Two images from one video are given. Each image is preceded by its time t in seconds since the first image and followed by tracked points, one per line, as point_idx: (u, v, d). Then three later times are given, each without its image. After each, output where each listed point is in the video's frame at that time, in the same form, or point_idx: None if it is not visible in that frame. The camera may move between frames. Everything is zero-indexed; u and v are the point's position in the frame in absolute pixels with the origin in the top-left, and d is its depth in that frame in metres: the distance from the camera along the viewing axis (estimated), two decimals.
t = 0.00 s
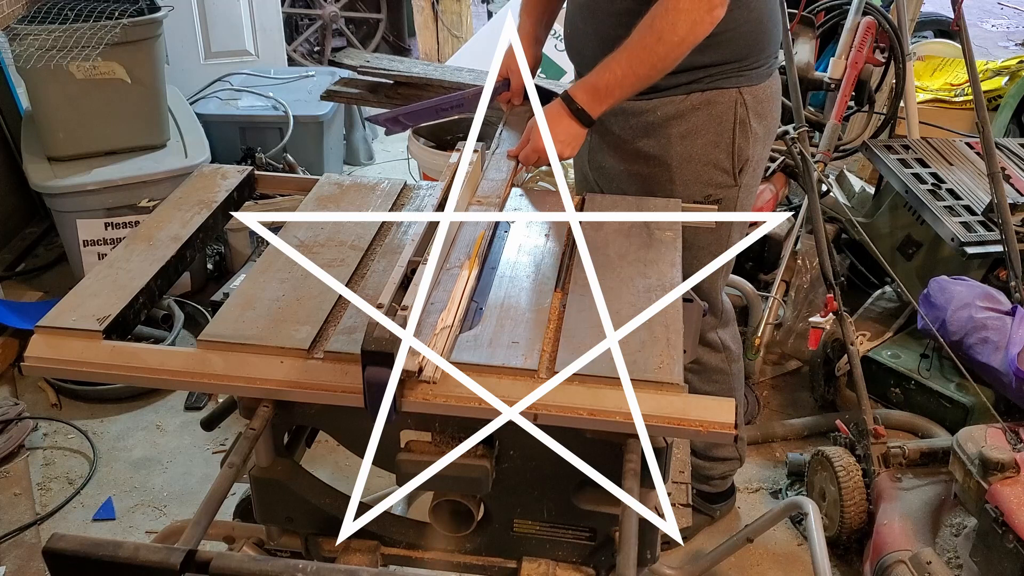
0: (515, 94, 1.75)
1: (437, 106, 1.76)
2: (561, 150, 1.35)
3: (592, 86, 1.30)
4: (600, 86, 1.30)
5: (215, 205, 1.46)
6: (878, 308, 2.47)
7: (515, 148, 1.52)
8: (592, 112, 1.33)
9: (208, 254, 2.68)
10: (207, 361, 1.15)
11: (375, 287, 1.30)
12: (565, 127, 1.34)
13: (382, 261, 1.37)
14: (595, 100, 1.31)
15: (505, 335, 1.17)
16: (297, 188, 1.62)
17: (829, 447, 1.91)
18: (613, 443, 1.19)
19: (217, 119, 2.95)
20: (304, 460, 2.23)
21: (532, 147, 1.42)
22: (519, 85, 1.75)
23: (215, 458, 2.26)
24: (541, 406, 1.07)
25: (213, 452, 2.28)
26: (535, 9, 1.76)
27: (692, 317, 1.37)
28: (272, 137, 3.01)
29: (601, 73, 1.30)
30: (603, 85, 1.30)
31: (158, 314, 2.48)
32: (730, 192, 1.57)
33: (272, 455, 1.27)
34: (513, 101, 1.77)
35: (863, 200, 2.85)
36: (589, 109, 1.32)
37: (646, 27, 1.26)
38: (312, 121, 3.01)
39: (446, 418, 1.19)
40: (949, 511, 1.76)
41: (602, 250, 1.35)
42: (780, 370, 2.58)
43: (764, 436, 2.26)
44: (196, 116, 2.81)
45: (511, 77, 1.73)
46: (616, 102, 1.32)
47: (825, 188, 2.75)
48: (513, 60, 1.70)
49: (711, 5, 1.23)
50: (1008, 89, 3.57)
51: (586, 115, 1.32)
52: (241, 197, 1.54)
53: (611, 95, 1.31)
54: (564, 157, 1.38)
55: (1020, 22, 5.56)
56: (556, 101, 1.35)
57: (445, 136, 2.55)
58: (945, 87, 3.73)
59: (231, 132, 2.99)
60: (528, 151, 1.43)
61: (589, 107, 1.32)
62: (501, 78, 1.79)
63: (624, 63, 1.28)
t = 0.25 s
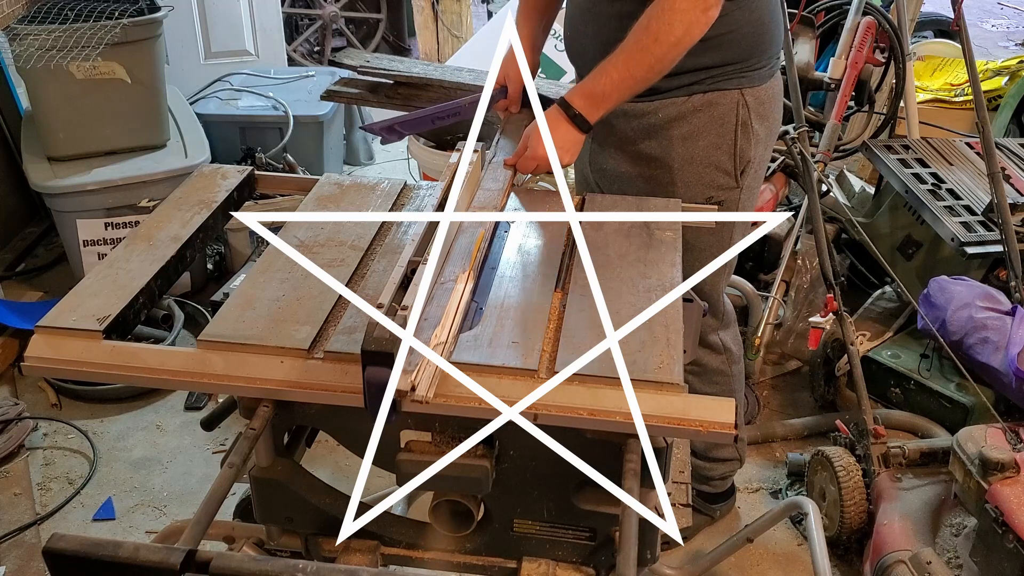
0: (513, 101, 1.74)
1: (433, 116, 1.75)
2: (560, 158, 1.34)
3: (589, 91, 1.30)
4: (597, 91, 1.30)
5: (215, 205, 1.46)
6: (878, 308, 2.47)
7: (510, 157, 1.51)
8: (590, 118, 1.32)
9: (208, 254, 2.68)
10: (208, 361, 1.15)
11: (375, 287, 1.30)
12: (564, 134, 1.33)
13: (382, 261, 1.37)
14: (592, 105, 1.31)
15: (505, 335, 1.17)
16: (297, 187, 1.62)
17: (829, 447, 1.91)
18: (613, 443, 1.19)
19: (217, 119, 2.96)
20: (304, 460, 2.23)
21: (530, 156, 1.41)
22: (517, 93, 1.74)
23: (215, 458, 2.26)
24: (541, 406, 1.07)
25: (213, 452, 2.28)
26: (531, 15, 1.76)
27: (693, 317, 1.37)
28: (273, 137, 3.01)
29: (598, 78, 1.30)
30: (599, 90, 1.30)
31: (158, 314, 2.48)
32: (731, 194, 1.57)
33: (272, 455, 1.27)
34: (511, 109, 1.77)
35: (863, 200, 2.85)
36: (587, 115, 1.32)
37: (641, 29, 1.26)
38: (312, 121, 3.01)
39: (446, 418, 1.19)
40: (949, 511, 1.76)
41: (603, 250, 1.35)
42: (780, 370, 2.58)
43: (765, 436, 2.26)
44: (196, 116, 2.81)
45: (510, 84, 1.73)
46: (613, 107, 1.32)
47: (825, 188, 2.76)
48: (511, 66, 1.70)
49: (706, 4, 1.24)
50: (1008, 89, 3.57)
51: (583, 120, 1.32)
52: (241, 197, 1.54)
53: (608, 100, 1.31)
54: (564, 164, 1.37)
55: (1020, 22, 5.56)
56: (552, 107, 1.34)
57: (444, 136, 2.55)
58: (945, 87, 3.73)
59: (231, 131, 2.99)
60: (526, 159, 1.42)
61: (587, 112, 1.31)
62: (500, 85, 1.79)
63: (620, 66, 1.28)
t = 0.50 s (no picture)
0: (511, 107, 1.75)
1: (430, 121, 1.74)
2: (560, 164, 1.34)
3: (587, 94, 1.30)
4: (594, 94, 1.30)
5: (215, 205, 1.46)
6: (879, 308, 2.48)
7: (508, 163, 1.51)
8: (589, 122, 1.32)
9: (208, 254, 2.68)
10: (208, 360, 1.15)
11: (375, 287, 1.30)
12: (564, 140, 1.32)
13: (382, 261, 1.37)
14: (590, 109, 1.30)
15: (504, 335, 1.17)
16: (297, 187, 1.62)
17: (829, 447, 1.91)
18: (613, 442, 1.19)
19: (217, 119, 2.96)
20: (304, 460, 2.22)
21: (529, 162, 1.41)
22: (515, 98, 1.75)
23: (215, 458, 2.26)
24: (541, 406, 1.07)
25: (213, 452, 2.28)
26: (528, 20, 1.76)
27: (693, 317, 1.37)
28: (273, 137, 3.01)
29: (595, 81, 1.30)
30: (597, 92, 1.30)
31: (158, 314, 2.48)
32: (731, 194, 1.57)
33: (272, 455, 1.27)
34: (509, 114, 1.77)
35: (863, 200, 2.85)
36: (586, 119, 1.31)
37: (636, 30, 1.27)
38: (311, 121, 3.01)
39: (446, 418, 1.19)
40: (949, 511, 1.76)
41: (602, 250, 1.35)
42: (780, 370, 2.58)
43: (765, 436, 2.26)
44: (196, 116, 2.81)
45: (506, 90, 1.74)
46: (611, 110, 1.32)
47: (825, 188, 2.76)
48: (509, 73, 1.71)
49: (700, 3, 1.24)
50: (1008, 89, 3.57)
51: (581, 125, 1.31)
52: (241, 198, 1.54)
53: (606, 102, 1.31)
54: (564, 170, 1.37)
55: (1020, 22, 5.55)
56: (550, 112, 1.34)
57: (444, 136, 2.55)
58: (945, 87, 3.73)
59: (231, 131, 2.99)
60: (524, 165, 1.42)
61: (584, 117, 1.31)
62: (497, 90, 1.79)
63: (616, 69, 1.28)
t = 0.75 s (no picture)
0: (510, 111, 1.75)
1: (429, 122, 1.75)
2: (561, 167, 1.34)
3: (586, 97, 1.30)
4: (593, 96, 1.30)
5: (215, 205, 1.46)
6: (879, 308, 2.48)
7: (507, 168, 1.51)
8: (588, 125, 1.32)
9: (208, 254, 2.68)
10: (208, 360, 1.15)
11: (375, 287, 1.30)
12: (563, 143, 1.32)
13: (382, 261, 1.37)
14: (589, 112, 1.30)
15: (505, 335, 1.17)
16: (297, 187, 1.62)
17: (829, 447, 1.91)
18: (613, 442, 1.19)
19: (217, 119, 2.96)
20: (303, 460, 2.22)
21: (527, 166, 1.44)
22: (515, 102, 1.75)
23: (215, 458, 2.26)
24: (541, 406, 1.07)
25: (213, 452, 2.28)
26: (528, 23, 1.76)
27: (692, 316, 1.37)
28: (273, 137, 3.01)
29: (594, 83, 1.30)
30: (596, 95, 1.30)
31: (158, 314, 2.48)
32: (731, 195, 1.57)
33: (272, 455, 1.27)
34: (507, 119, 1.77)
35: (863, 200, 2.85)
36: (585, 122, 1.31)
37: (636, 30, 1.27)
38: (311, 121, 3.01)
39: (446, 418, 1.19)
40: (949, 511, 1.76)
41: (602, 250, 1.35)
42: (780, 370, 2.58)
43: (765, 436, 2.26)
44: (196, 116, 2.81)
45: (506, 93, 1.74)
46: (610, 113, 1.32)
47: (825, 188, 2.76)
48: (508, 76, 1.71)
49: (698, 3, 1.24)
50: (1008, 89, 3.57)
51: (581, 128, 1.31)
52: (241, 198, 1.54)
53: (604, 105, 1.30)
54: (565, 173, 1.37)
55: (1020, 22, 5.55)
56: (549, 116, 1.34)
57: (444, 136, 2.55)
58: (945, 87, 3.73)
59: (231, 131, 2.99)
60: (523, 169, 1.44)
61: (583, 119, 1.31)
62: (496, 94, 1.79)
63: (616, 71, 1.28)
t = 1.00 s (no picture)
0: (511, 111, 1.73)
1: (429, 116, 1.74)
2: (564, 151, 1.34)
3: (592, 86, 1.30)
4: (599, 86, 1.30)
5: (215, 205, 1.46)
6: (879, 308, 2.48)
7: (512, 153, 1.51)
8: (594, 114, 1.32)
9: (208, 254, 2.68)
10: (208, 360, 1.15)
11: (375, 287, 1.30)
12: (568, 130, 1.32)
13: (382, 260, 1.37)
14: (594, 102, 1.31)
15: (505, 334, 1.17)
16: (297, 187, 1.62)
17: (829, 447, 1.91)
18: (613, 442, 1.19)
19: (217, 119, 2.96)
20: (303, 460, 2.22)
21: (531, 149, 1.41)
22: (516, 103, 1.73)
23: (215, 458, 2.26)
24: (541, 405, 1.08)
25: (213, 452, 2.28)
26: (530, 24, 1.76)
27: (693, 316, 1.37)
28: (273, 137, 3.01)
29: (601, 74, 1.30)
30: (603, 85, 1.30)
31: (158, 314, 2.48)
32: (730, 194, 1.57)
33: (272, 454, 1.27)
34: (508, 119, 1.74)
35: (863, 200, 2.85)
36: (591, 111, 1.31)
37: (647, 28, 1.27)
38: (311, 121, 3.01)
39: (446, 417, 1.19)
40: (949, 510, 1.76)
41: (602, 250, 1.35)
42: (780, 370, 2.58)
43: (765, 436, 2.26)
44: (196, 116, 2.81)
45: (507, 94, 1.73)
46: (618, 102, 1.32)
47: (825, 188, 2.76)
48: (510, 78, 1.71)
49: (715, 7, 1.24)
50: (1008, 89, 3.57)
51: (587, 116, 1.32)
52: (241, 198, 1.54)
53: (612, 95, 1.31)
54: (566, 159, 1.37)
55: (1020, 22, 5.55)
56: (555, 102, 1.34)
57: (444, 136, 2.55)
58: (945, 87, 3.73)
59: (231, 131, 2.99)
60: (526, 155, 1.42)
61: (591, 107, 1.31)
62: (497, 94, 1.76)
63: (626, 64, 1.28)
